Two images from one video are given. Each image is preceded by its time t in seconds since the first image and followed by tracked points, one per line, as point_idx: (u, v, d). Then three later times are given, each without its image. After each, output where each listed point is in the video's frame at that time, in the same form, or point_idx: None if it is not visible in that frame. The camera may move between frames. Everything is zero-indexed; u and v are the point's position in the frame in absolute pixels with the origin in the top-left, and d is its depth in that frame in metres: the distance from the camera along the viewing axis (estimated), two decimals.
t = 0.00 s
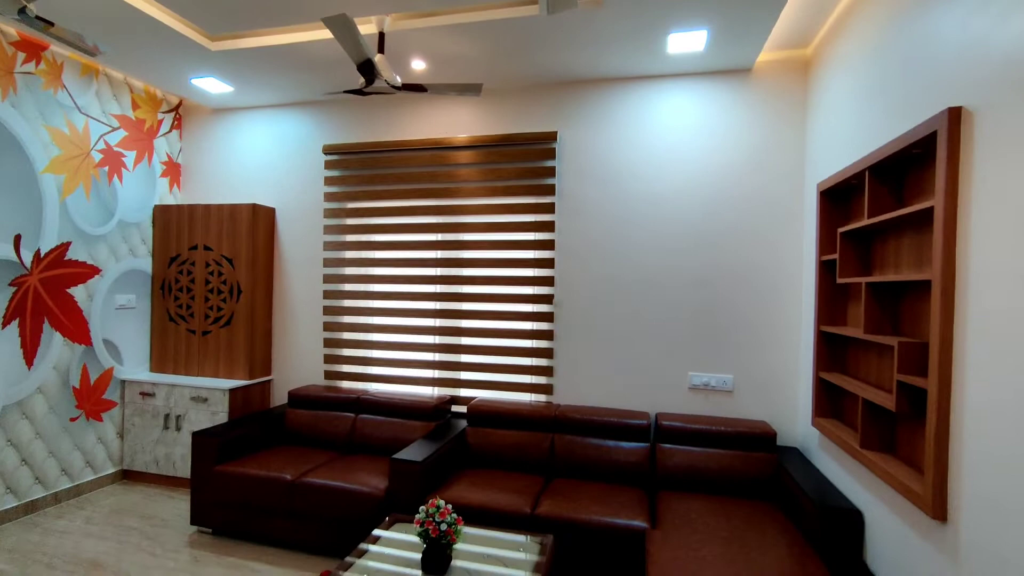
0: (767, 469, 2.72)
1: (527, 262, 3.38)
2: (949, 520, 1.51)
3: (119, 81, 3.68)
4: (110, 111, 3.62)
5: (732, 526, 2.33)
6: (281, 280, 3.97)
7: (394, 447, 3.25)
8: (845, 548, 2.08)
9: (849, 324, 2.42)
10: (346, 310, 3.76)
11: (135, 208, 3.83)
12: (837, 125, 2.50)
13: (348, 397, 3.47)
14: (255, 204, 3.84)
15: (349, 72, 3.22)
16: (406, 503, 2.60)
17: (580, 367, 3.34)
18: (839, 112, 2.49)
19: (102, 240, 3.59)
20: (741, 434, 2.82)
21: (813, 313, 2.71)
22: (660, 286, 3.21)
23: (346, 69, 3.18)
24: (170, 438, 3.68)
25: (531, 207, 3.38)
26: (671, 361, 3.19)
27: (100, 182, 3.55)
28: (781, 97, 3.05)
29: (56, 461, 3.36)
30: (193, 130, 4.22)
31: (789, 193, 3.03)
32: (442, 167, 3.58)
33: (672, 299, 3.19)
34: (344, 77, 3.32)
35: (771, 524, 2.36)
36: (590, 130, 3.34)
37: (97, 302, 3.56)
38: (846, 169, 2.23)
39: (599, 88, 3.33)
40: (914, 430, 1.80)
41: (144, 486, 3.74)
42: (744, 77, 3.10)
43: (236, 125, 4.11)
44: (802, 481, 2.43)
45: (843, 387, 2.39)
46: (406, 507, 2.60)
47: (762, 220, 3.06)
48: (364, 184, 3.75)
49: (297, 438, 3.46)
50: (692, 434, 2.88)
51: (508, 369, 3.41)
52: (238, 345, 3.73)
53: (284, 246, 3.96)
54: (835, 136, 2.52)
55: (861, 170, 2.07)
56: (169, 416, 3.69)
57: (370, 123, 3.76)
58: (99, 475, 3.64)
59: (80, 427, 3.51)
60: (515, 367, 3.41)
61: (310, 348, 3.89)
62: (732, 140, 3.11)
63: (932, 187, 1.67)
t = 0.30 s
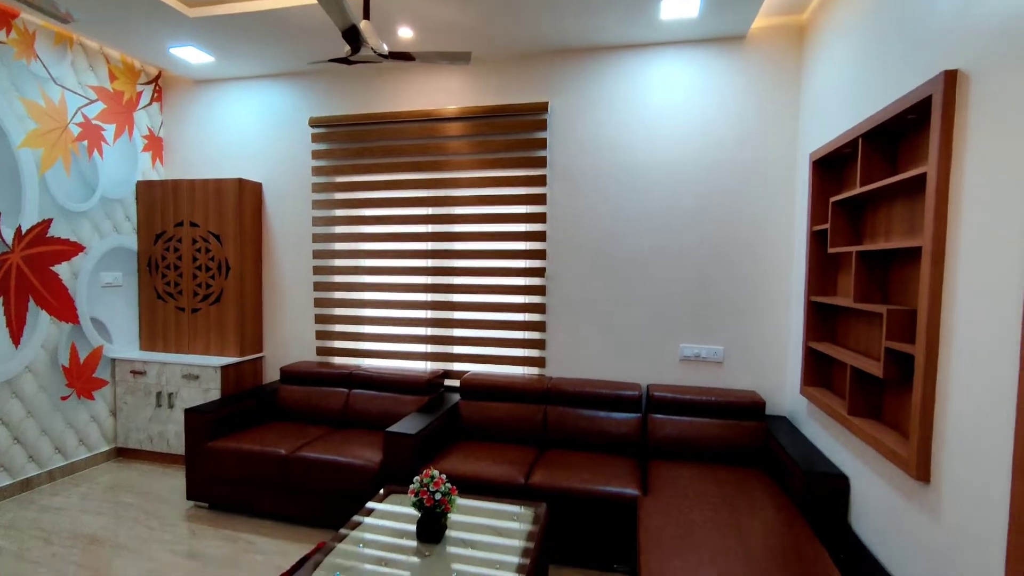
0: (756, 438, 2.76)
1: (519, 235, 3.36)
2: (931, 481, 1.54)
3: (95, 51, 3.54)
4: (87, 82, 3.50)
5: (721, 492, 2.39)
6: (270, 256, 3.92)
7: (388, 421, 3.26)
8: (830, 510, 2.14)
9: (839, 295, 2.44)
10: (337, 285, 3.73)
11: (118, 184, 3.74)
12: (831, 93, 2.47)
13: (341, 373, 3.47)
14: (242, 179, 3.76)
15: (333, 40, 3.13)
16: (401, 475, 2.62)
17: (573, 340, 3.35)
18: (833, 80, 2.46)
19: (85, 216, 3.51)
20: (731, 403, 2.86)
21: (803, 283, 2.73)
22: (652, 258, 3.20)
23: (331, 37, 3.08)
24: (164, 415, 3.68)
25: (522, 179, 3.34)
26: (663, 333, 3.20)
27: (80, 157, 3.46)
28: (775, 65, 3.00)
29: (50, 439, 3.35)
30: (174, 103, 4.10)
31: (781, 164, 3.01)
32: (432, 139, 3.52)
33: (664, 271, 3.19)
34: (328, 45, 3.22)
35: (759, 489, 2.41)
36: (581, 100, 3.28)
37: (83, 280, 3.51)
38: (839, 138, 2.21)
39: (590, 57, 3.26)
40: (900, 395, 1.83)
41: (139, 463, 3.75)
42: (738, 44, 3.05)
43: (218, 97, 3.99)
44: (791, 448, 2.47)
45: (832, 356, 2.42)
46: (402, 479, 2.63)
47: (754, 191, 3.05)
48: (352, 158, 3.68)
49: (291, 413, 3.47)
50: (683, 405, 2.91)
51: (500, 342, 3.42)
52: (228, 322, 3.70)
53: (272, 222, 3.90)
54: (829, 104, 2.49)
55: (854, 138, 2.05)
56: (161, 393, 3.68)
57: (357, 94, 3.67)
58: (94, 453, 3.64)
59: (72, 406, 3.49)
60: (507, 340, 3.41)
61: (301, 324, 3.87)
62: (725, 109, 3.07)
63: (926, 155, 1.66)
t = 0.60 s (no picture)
0: (751, 408, 2.79)
1: (516, 209, 3.33)
2: (924, 447, 1.56)
3: (77, 20, 3.43)
4: (70, 54, 3.39)
5: (717, 461, 2.42)
6: (265, 232, 3.88)
7: (387, 395, 3.28)
8: (823, 477, 2.18)
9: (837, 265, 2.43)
10: (333, 261, 3.70)
11: (106, 159, 3.67)
12: (833, 59, 2.42)
13: (339, 348, 3.47)
14: (233, 154, 3.70)
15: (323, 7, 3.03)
16: (401, 447, 2.65)
17: (570, 314, 3.35)
18: (835, 45, 2.41)
19: (74, 192, 3.45)
20: (727, 375, 2.88)
21: (801, 254, 2.72)
22: (650, 230, 3.18)
23: (320, 4, 2.99)
24: (163, 391, 3.68)
25: (519, 151, 3.29)
26: (660, 306, 3.21)
27: (66, 131, 3.38)
28: (776, 31, 2.93)
29: (50, 416, 3.37)
30: (160, 75, 4.00)
31: (780, 133, 2.97)
32: (426, 111, 3.45)
33: (661, 243, 3.17)
34: (318, 13, 3.13)
35: (754, 458, 2.45)
36: (577, 69, 3.21)
37: (76, 257, 3.47)
38: (841, 105, 2.17)
39: (587, 23, 3.18)
40: (895, 363, 1.84)
41: (140, 439, 3.78)
42: (738, 8, 2.97)
43: (206, 69, 3.89)
44: (786, 417, 2.50)
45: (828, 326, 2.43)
46: (401, 451, 2.66)
47: (752, 161, 3.02)
48: (345, 131, 3.62)
49: (290, 389, 3.49)
50: (680, 376, 2.93)
51: (498, 316, 3.42)
52: (224, 298, 3.68)
53: (266, 198, 3.85)
54: (831, 70, 2.44)
55: (856, 105, 2.02)
56: (159, 370, 3.68)
57: (349, 65, 3.58)
58: (95, 429, 3.67)
59: (71, 383, 3.49)
60: (505, 314, 3.41)
61: (298, 300, 3.86)
62: (724, 78, 3.01)
63: (928, 121, 1.63)
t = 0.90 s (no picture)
0: (751, 376, 2.81)
1: (516, 178, 3.28)
2: (924, 410, 1.57)
3: None
4: (55, 20, 3.29)
5: (717, 427, 2.44)
6: (262, 204, 3.84)
7: (388, 366, 3.30)
8: (822, 441, 2.20)
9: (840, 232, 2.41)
10: (332, 232, 3.67)
11: (98, 130, 3.60)
12: (843, 18, 2.34)
13: (340, 320, 3.47)
14: (227, 124, 3.62)
15: None
16: (403, 416, 2.67)
17: (571, 284, 3.34)
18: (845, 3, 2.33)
19: (67, 164, 3.40)
20: (728, 343, 2.89)
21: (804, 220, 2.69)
22: (652, 199, 3.14)
23: None
24: (166, 364, 3.70)
25: (518, 119, 3.22)
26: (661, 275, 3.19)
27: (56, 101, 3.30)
28: None
29: (55, 389, 3.39)
30: (150, 43, 3.89)
31: (786, 97, 2.90)
32: (424, 77, 3.37)
33: (663, 211, 3.13)
34: None
35: (754, 424, 2.47)
36: (578, 32, 3.12)
37: (73, 230, 3.44)
38: (849, 66, 2.12)
39: None
40: (897, 329, 1.84)
41: (146, 411, 3.82)
42: None
43: (197, 36, 3.78)
44: (785, 384, 2.52)
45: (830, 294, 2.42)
46: (403, 420, 2.69)
47: (754, 125, 2.96)
48: (341, 99, 3.54)
49: (292, 361, 3.50)
50: (680, 345, 2.94)
51: (498, 287, 3.41)
52: (223, 271, 3.67)
53: (262, 169, 3.79)
54: (840, 30, 2.37)
55: (865, 66, 1.96)
56: (161, 343, 3.69)
57: (343, 30, 3.47)
58: (100, 402, 3.70)
59: (74, 357, 3.51)
60: (505, 285, 3.40)
61: (297, 273, 3.84)
62: (729, 39, 2.92)
63: (940, 80, 1.59)
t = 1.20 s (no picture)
0: (757, 347, 2.80)
1: (520, 148, 3.22)
2: (931, 377, 1.56)
3: None
4: None
5: (722, 397, 2.44)
6: (263, 178, 3.80)
7: (393, 339, 3.31)
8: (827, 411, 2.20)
9: (851, 200, 2.36)
10: (334, 206, 3.64)
11: (95, 103, 3.55)
12: None
13: (345, 294, 3.47)
14: (225, 95, 3.56)
15: None
16: (409, 388, 2.69)
17: (575, 257, 3.32)
18: None
19: (66, 138, 3.36)
20: (734, 315, 2.87)
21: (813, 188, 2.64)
22: (658, 169, 3.09)
23: None
24: (173, 339, 3.73)
25: (522, 87, 3.15)
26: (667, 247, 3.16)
27: (51, 73, 3.25)
28: None
29: (66, 364, 3.43)
30: (144, 12, 3.80)
31: (797, 61, 2.81)
32: (425, 45, 3.28)
33: (669, 181, 3.08)
34: None
35: (759, 394, 2.47)
36: None
37: (75, 205, 3.42)
38: (866, 27, 2.04)
39: None
40: (907, 298, 1.81)
41: (155, 385, 3.86)
42: None
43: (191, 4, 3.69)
44: (792, 354, 2.51)
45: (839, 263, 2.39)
46: (409, 391, 2.71)
47: (761, 90, 2.88)
48: (341, 68, 3.46)
49: (297, 334, 3.52)
50: (685, 317, 2.93)
51: (503, 259, 3.39)
52: (227, 246, 3.66)
53: (262, 142, 3.74)
54: None
55: (882, 26, 1.89)
56: (167, 318, 3.70)
57: None
58: (110, 376, 3.74)
59: (82, 332, 3.53)
60: (509, 257, 3.38)
61: (300, 247, 3.83)
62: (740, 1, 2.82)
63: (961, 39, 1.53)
